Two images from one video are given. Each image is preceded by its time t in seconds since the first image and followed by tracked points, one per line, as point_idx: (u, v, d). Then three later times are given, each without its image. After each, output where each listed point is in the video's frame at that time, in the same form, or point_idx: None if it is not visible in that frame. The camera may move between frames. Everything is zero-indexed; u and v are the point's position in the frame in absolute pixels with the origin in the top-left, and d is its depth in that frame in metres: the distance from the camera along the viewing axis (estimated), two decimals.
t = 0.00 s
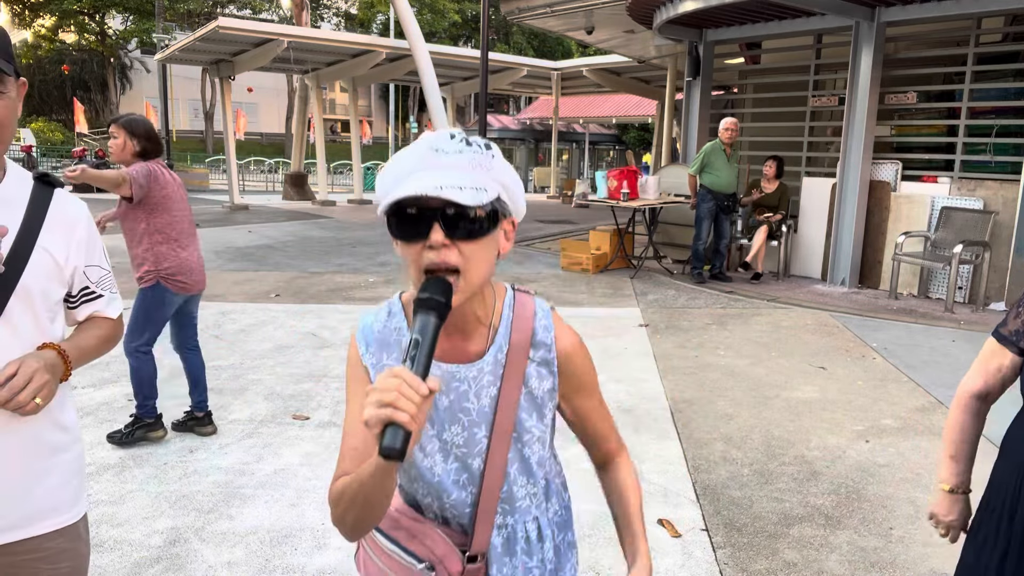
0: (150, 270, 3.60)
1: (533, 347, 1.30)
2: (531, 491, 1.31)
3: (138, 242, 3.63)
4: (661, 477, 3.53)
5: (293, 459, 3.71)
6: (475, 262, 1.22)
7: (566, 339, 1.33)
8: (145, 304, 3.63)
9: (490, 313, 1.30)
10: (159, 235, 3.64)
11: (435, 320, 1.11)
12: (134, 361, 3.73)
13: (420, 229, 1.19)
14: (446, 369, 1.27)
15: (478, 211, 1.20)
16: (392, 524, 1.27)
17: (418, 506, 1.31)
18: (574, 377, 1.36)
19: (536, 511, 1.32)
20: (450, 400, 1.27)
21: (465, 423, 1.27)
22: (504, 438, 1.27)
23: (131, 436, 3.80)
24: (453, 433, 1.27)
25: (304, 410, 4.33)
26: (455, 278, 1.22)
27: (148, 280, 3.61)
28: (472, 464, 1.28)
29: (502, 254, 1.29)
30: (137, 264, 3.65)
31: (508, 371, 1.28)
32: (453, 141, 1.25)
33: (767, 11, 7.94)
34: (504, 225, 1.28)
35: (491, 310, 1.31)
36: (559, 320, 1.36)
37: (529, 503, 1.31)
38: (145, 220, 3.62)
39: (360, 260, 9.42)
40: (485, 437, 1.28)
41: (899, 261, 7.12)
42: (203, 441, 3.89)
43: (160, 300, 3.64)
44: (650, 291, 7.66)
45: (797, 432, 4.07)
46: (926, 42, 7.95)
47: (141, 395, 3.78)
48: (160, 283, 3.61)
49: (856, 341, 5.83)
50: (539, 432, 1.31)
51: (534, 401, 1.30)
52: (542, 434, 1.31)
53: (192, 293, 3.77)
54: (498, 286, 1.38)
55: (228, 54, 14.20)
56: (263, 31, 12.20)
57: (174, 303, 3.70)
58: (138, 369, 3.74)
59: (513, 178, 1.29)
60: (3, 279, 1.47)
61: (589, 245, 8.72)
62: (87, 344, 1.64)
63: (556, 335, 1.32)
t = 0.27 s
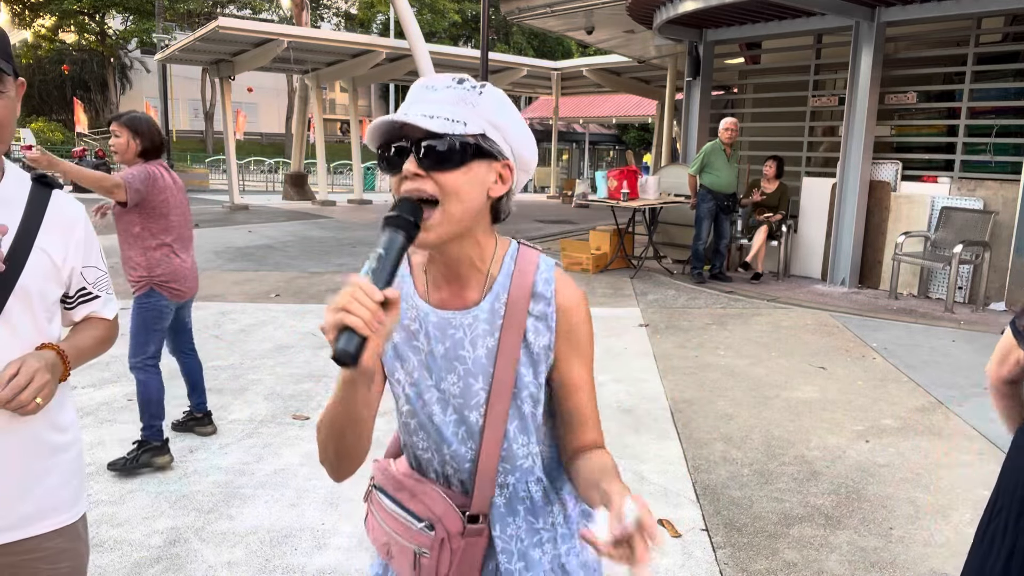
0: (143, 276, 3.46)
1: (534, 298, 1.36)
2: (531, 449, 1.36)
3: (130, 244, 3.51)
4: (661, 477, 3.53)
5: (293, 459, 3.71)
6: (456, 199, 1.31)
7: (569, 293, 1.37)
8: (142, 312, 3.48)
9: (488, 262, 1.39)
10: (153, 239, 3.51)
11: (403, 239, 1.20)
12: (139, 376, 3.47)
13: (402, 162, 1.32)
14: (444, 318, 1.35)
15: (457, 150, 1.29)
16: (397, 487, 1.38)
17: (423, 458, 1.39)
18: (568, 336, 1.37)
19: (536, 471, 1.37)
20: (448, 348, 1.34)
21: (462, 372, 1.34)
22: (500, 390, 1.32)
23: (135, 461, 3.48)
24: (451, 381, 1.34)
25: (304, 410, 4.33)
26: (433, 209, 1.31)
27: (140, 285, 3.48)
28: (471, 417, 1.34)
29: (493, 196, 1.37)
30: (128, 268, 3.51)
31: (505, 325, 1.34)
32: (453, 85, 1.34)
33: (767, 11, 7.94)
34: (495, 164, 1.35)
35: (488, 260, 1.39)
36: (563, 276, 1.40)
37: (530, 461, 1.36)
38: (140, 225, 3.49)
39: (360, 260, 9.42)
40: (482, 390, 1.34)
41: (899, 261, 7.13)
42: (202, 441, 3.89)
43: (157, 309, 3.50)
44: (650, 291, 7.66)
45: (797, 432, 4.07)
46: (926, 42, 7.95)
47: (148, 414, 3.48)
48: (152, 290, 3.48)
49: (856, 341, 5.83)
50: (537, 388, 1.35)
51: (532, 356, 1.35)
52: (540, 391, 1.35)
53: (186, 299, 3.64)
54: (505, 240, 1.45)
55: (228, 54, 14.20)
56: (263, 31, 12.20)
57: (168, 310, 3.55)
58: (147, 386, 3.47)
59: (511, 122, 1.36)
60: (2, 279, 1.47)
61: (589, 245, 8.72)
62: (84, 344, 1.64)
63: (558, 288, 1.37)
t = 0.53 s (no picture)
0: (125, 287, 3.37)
1: (517, 310, 1.30)
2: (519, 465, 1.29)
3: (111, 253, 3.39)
4: (661, 477, 3.53)
5: (293, 459, 3.71)
6: (463, 223, 1.26)
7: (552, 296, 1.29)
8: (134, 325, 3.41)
9: (480, 275, 1.34)
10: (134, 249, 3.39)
11: (399, 257, 1.15)
12: (144, 387, 3.43)
13: (418, 187, 1.26)
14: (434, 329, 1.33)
15: (475, 180, 1.23)
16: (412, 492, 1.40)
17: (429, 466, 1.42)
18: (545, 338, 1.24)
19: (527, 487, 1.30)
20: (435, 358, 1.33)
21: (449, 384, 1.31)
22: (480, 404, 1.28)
23: (137, 470, 3.47)
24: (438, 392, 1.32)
25: (304, 410, 4.33)
26: (434, 236, 1.26)
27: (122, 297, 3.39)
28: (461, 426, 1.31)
29: (496, 227, 1.32)
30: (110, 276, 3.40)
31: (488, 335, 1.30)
32: (477, 109, 1.27)
33: (767, 11, 7.94)
34: (504, 200, 1.31)
35: (481, 274, 1.34)
36: (552, 286, 1.31)
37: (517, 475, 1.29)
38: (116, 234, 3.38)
39: (360, 260, 9.42)
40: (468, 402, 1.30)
41: (899, 261, 7.13)
42: (202, 441, 3.89)
43: (141, 319, 3.42)
44: (650, 291, 7.66)
45: (797, 432, 4.06)
46: (926, 42, 7.95)
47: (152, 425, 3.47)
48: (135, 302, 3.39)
49: (856, 341, 5.83)
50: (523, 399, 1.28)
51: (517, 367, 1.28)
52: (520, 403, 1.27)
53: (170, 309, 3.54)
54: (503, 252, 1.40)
55: (228, 54, 14.20)
56: (263, 31, 12.20)
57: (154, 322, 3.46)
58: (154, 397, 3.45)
59: (523, 152, 1.31)
60: None
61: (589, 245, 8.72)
62: (82, 344, 1.64)
63: (544, 293, 1.30)
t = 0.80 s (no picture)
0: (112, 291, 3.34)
1: (518, 352, 1.25)
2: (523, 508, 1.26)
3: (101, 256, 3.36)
4: (661, 477, 3.52)
5: (293, 459, 3.71)
6: (480, 277, 1.26)
7: (556, 339, 1.25)
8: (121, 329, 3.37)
9: (487, 317, 1.31)
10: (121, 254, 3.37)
11: (426, 318, 1.13)
12: (139, 391, 3.42)
13: (437, 241, 1.23)
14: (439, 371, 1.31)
15: (492, 236, 1.24)
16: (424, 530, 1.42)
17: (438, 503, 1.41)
18: (545, 382, 1.19)
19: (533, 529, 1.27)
20: (439, 400, 1.30)
21: (454, 425, 1.30)
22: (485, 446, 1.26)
23: (137, 470, 3.48)
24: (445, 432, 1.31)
25: (304, 410, 4.33)
26: (460, 289, 1.26)
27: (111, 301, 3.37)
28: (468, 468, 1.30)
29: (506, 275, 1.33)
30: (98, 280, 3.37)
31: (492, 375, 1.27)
32: (488, 164, 1.28)
33: (767, 11, 7.93)
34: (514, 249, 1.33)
35: (488, 316, 1.31)
36: (556, 328, 1.27)
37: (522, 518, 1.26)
38: (104, 237, 3.37)
39: (360, 260, 9.41)
40: (475, 441, 1.29)
41: (899, 261, 7.12)
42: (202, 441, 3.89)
43: (128, 322, 3.38)
44: (650, 291, 7.66)
45: (797, 432, 4.06)
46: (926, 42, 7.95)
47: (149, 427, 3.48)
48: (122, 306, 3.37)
49: (856, 341, 5.83)
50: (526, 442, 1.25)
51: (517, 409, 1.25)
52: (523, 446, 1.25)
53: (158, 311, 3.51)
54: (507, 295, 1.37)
55: (228, 54, 14.20)
56: (263, 31, 12.20)
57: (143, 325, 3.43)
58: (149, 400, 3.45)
59: (530, 205, 1.33)
60: None
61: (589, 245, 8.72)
62: (81, 345, 1.64)
63: (544, 339, 1.24)
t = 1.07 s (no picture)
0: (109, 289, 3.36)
1: (525, 382, 1.31)
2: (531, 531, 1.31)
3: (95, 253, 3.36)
4: (661, 477, 3.52)
5: (293, 459, 3.71)
6: (485, 309, 1.32)
7: (559, 369, 1.32)
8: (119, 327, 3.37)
9: (488, 349, 1.35)
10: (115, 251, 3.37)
11: (439, 359, 1.20)
12: (137, 388, 3.42)
13: (441, 276, 1.30)
14: (445, 404, 1.34)
15: (495, 268, 1.29)
16: (423, 560, 1.43)
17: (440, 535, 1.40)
18: (560, 416, 1.28)
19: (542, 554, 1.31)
20: (447, 432, 1.33)
21: (463, 455, 1.33)
22: (499, 472, 1.29)
23: (137, 469, 3.48)
24: (452, 463, 1.33)
25: (304, 410, 4.33)
26: (468, 322, 1.33)
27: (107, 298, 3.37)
28: (476, 497, 1.33)
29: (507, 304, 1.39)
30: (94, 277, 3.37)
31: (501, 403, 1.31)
32: (486, 199, 1.33)
33: (767, 11, 7.93)
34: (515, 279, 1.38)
35: (490, 346, 1.35)
36: (557, 359, 1.33)
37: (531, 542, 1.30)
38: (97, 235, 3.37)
39: (360, 260, 9.41)
40: (483, 469, 1.32)
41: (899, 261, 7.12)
42: (203, 441, 3.89)
43: (129, 320, 3.38)
44: (650, 291, 7.66)
45: (798, 432, 4.06)
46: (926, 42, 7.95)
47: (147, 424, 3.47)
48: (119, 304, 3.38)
49: (856, 341, 5.83)
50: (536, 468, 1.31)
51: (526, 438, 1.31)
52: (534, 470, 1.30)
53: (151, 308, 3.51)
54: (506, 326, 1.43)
55: (228, 54, 14.20)
56: (262, 30, 12.20)
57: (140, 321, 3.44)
58: (147, 397, 3.45)
59: (527, 235, 1.39)
60: None
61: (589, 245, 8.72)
62: (80, 345, 1.64)
63: (549, 371, 1.31)
